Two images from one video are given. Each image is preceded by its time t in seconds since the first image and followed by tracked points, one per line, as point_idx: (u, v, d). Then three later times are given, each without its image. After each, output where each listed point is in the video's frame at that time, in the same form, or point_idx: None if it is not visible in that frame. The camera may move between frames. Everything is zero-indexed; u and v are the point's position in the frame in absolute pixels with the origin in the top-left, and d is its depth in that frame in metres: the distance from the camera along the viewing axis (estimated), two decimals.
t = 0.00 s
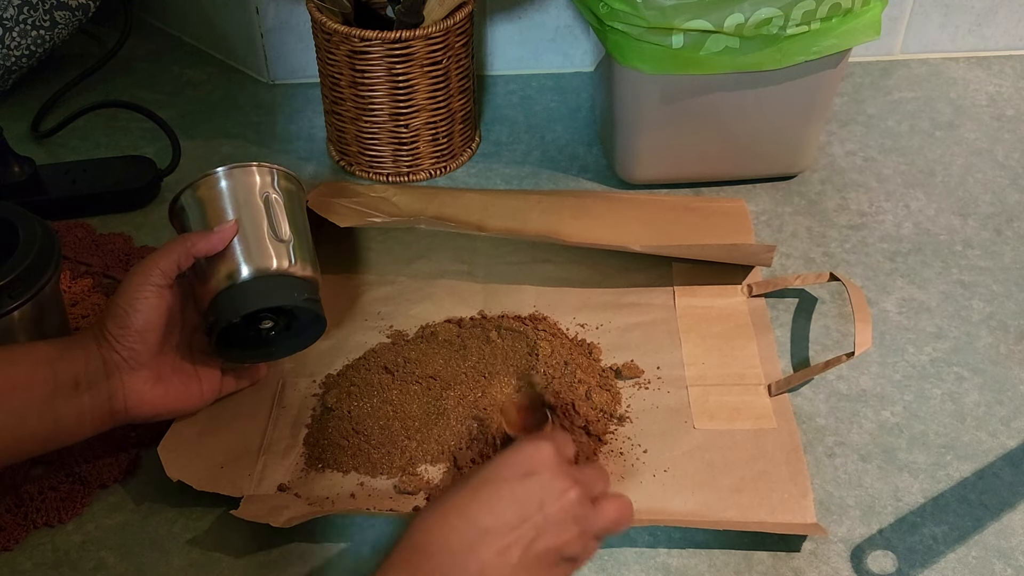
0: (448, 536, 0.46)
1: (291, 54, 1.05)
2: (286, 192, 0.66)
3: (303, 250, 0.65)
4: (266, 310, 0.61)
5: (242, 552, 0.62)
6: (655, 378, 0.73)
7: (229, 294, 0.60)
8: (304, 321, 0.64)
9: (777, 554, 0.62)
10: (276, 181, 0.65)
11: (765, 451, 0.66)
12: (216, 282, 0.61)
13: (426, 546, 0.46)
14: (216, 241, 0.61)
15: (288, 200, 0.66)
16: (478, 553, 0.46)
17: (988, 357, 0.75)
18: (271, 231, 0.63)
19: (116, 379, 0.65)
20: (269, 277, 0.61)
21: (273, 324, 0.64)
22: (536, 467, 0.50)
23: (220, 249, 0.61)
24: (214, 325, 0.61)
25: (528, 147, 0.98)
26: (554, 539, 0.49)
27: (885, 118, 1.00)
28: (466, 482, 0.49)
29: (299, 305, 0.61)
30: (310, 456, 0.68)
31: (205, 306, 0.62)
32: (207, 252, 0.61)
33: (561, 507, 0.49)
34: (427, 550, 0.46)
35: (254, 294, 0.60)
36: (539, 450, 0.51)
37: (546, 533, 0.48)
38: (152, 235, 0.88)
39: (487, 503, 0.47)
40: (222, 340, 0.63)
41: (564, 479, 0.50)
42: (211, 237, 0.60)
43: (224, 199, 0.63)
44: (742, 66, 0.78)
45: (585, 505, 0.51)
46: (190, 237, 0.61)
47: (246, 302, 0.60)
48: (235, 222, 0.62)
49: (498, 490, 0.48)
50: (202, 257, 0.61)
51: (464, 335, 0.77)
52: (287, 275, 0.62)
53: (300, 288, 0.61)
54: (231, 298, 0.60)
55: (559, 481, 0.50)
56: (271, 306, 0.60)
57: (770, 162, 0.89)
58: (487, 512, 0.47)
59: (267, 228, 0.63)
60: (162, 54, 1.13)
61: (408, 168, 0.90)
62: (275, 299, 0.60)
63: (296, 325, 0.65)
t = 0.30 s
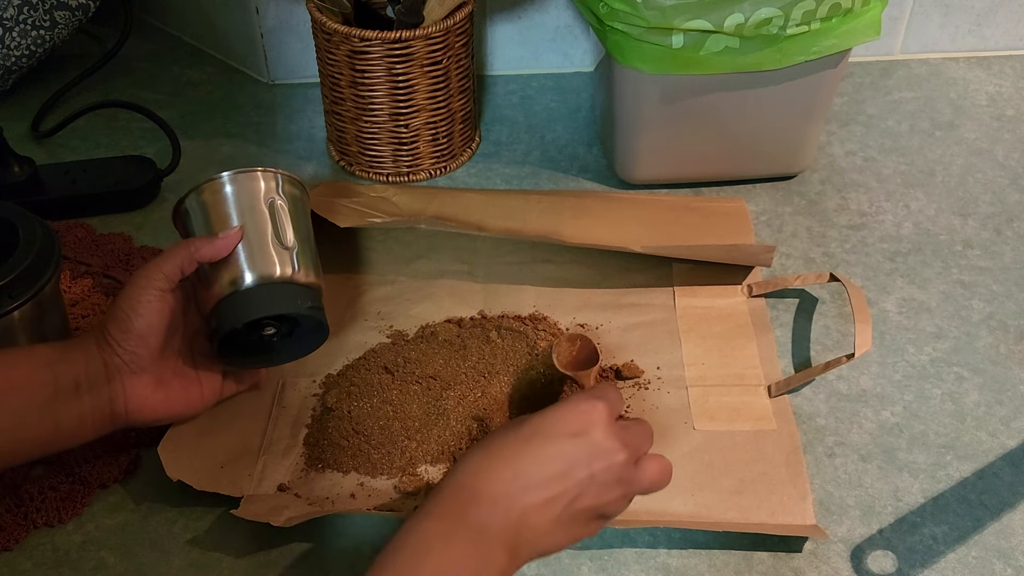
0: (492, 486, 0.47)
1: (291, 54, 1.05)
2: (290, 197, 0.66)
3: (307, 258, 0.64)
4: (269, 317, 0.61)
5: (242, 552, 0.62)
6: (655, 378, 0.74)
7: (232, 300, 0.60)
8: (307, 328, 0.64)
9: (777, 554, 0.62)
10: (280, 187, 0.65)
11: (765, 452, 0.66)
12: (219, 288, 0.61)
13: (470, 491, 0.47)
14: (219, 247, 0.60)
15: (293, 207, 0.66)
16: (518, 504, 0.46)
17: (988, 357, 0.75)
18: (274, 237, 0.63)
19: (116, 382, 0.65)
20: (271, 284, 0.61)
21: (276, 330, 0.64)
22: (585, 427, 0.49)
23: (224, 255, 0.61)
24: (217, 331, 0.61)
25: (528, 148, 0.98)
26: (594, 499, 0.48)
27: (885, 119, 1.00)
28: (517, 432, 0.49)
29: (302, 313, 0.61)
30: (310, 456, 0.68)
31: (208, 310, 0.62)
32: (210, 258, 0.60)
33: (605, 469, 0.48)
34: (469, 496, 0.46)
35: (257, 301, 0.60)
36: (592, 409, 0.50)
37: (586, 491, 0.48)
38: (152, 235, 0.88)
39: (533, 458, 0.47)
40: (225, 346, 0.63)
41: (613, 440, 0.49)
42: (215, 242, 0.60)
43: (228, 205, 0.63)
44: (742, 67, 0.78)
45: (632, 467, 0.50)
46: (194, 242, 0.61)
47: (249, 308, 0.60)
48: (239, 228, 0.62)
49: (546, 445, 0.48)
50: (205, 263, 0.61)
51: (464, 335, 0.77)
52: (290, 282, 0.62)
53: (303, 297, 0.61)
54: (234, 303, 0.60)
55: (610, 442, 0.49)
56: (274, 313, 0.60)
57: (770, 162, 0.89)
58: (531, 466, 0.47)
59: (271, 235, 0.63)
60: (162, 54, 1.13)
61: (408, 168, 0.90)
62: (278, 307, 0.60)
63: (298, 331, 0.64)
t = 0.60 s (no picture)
0: (525, 516, 0.47)
1: (291, 53, 1.05)
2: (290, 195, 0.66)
3: (307, 257, 0.64)
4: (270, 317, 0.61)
5: (242, 552, 0.62)
6: (655, 378, 0.73)
7: (233, 299, 0.60)
8: (307, 328, 0.64)
9: (777, 554, 0.62)
10: (280, 185, 0.65)
11: (765, 452, 0.66)
12: (220, 287, 0.61)
13: (503, 520, 0.47)
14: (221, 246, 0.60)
15: (293, 206, 0.66)
16: (550, 535, 0.46)
17: (988, 357, 0.75)
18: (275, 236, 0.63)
19: (116, 383, 0.64)
20: (272, 283, 0.61)
21: (277, 330, 0.63)
22: (619, 464, 0.49)
23: (225, 253, 0.61)
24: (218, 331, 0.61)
25: (528, 147, 0.98)
26: (624, 536, 0.49)
27: (885, 119, 1.00)
28: (553, 463, 0.49)
29: (302, 312, 0.61)
30: (310, 456, 0.68)
31: (208, 310, 0.62)
32: (210, 257, 0.61)
33: (637, 507, 0.49)
34: (500, 522, 0.46)
35: (258, 301, 0.60)
36: (628, 447, 0.51)
37: (617, 528, 0.48)
38: (152, 235, 0.88)
39: (567, 491, 0.48)
40: (226, 346, 0.63)
41: (645, 479, 0.50)
42: (215, 241, 0.60)
43: (229, 204, 0.63)
44: (742, 66, 0.78)
45: (661, 507, 0.50)
46: (194, 241, 0.61)
47: (250, 309, 0.60)
48: (239, 227, 0.62)
49: (581, 479, 0.48)
50: (205, 262, 0.61)
51: (463, 336, 0.77)
52: (290, 281, 0.62)
53: (303, 296, 0.61)
54: (235, 302, 0.60)
55: (644, 482, 0.50)
56: (274, 313, 0.60)
57: (770, 162, 0.89)
58: (566, 496, 0.47)
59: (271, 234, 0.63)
60: (162, 54, 1.13)
61: (409, 167, 0.90)
62: (279, 307, 0.60)
63: (299, 331, 0.64)
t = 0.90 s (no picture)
0: (584, 457, 0.49)
1: (291, 53, 1.05)
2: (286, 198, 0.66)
3: (302, 260, 0.64)
4: (266, 321, 0.61)
5: (242, 552, 0.62)
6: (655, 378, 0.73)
7: (229, 304, 0.60)
8: (302, 331, 0.63)
9: (777, 554, 0.62)
10: (276, 188, 0.65)
11: (765, 452, 0.66)
12: (215, 291, 0.61)
13: (564, 459, 0.49)
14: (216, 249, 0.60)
15: (289, 209, 0.66)
16: (604, 478, 0.49)
17: (988, 357, 0.75)
18: (270, 240, 0.63)
19: (110, 384, 0.65)
20: (267, 286, 0.61)
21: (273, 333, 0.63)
22: (668, 420, 0.53)
23: (220, 256, 0.61)
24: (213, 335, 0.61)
25: (528, 147, 0.98)
26: (666, 489, 0.52)
27: (885, 119, 1.00)
28: (608, 412, 0.52)
29: (298, 316, 0.61)
30: (310, 457, 0.68)
31: (204, 312, 0.62)
32: (206, 260, 0.60)
33: (682, 463, 0.52)
34: (559, 460, 0.49)
35: (254, 305, 0.60)
36: (677, 407, 0.54)
37: (662, 481, 0.52)
38: (152, 235, 0.88)
39: (623, 439, 0.50)
40: (222, 349, 0.63)
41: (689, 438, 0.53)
42: (211, 245, 0.60)
43: (224, 207, 0.63)
44: (742, 66, 0.78)
45: (700, 466, 0.54)
46: (189, 244, 0.60)
47: (247, 312, 0.59)
48: (235, 230, 0.62)
49: (635, 429, 0.51)
50: (200, 264, 0.61)
51: (464, 336, 0.77)
52: (285, 285, 0.62)
53: (299, 301, 0.61)
54: (232, 305, 0.60)
55: (688, 441, 0.53)
56: (270, 317, 0.60)
57: (770, 162, 0.89)
58: (619, 443, 0.50)
59: (267, 237, 0.63)
60: (162, 54, 1.13)
61: (409, 167, 0.90)
62: (274, 311, 0.60)
63: (294, 333, 0.64)
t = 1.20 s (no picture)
0: (497, 425, 0.50)
1: (291, 53, 1.05)
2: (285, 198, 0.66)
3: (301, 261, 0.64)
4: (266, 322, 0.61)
5: (242, 552, 0.62)
6: (656, 378, 0.73)
7: (229, 304, 0.60)
8: (300, 332, 0.64)
9: (777, 554, 0.62)
10: (275, 188, 0.65)
11: (765, 452, 0.66)
12: (214, 292, 0.61)
13: (481, 432, 0.50)
14: (216, 250, 0.60)
15: (288, 210, 0.66)
16: (523, 442, 0.51)
17: (988, 358, 0.75)
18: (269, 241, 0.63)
19: (107, 384, 0.65)
20: (266, 288, 0.61)
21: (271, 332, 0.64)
22: (570, 370, 0.54)
23: (219, 258, 0.60)
24: (213, 335, 0.61)
25: (528, 148, 0.98)
26: (583, 433, 0.54)
27: (885, 119, 1.00)
28: (511, 377, 0.53)
29: (297, 318, 0.61)
30: (310, 456, 0.68)
31: (203, 312, 0.62)
32: (205, 261, 0.60)
33: (590, 406, 0.54)
34: (478, 434, 0.50)
35: (253, 307, 0.60)
36: (573, 357, 0.55)
37: (577, 428, 0.54)
38: (152, 235, 0.88)
39: (531, 400, 0.52)
40: (220, 349, 0.63)
41: (592, 381, 0.55)
42: (209, 246, 0.60)
43: (223, 208, 0.63)
44: (742, 66, 0.78)
45: (611, 405, 0.56)
46: (188, 244, 0.60)
47: (247, 314, 0.60)
48: (234, 232, 0.62)
49: (539, 386, 0.52)
50: (200, 265, 0.61)
51: (463, 336, 0.77)
52: (284, 287, 0.61)
53: (297, 303, 0.61)
54: (232, 306, 0.60)
55: (589, 385, 0.54)
56: (269, 319, 0.60)
57: (770, 162, 0.89)
58: (526, 404, 0.52)
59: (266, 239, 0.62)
60: (163, 54, 1.13)
61: (409, 167, 0.90)
62: (273, 313, 0.60)
63: (293, 334, 0.64)
